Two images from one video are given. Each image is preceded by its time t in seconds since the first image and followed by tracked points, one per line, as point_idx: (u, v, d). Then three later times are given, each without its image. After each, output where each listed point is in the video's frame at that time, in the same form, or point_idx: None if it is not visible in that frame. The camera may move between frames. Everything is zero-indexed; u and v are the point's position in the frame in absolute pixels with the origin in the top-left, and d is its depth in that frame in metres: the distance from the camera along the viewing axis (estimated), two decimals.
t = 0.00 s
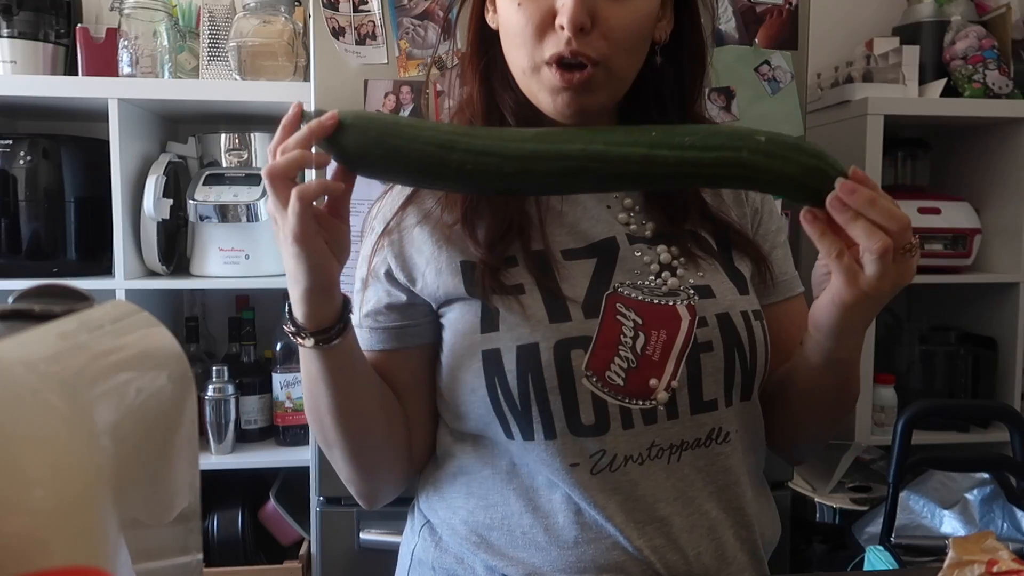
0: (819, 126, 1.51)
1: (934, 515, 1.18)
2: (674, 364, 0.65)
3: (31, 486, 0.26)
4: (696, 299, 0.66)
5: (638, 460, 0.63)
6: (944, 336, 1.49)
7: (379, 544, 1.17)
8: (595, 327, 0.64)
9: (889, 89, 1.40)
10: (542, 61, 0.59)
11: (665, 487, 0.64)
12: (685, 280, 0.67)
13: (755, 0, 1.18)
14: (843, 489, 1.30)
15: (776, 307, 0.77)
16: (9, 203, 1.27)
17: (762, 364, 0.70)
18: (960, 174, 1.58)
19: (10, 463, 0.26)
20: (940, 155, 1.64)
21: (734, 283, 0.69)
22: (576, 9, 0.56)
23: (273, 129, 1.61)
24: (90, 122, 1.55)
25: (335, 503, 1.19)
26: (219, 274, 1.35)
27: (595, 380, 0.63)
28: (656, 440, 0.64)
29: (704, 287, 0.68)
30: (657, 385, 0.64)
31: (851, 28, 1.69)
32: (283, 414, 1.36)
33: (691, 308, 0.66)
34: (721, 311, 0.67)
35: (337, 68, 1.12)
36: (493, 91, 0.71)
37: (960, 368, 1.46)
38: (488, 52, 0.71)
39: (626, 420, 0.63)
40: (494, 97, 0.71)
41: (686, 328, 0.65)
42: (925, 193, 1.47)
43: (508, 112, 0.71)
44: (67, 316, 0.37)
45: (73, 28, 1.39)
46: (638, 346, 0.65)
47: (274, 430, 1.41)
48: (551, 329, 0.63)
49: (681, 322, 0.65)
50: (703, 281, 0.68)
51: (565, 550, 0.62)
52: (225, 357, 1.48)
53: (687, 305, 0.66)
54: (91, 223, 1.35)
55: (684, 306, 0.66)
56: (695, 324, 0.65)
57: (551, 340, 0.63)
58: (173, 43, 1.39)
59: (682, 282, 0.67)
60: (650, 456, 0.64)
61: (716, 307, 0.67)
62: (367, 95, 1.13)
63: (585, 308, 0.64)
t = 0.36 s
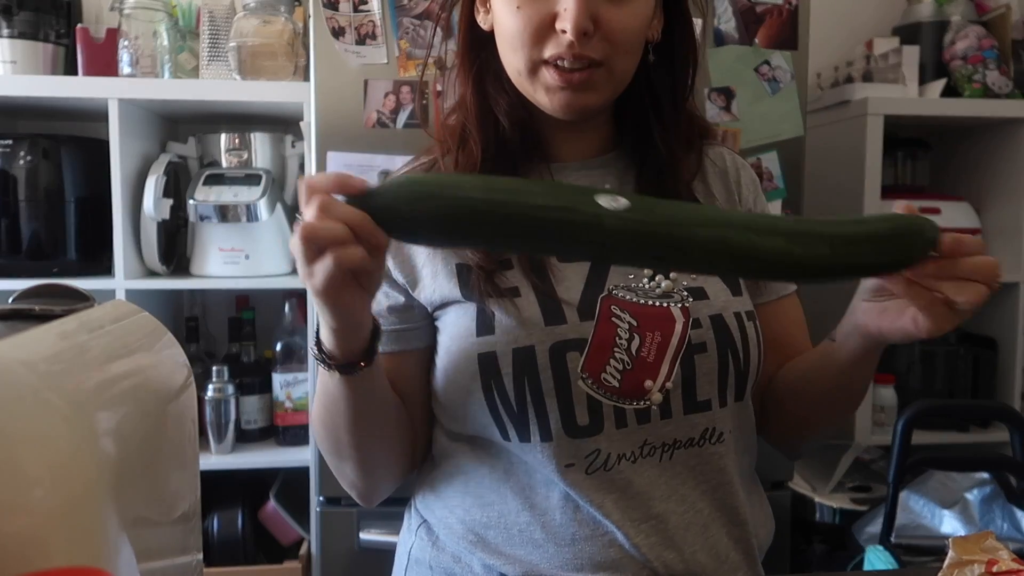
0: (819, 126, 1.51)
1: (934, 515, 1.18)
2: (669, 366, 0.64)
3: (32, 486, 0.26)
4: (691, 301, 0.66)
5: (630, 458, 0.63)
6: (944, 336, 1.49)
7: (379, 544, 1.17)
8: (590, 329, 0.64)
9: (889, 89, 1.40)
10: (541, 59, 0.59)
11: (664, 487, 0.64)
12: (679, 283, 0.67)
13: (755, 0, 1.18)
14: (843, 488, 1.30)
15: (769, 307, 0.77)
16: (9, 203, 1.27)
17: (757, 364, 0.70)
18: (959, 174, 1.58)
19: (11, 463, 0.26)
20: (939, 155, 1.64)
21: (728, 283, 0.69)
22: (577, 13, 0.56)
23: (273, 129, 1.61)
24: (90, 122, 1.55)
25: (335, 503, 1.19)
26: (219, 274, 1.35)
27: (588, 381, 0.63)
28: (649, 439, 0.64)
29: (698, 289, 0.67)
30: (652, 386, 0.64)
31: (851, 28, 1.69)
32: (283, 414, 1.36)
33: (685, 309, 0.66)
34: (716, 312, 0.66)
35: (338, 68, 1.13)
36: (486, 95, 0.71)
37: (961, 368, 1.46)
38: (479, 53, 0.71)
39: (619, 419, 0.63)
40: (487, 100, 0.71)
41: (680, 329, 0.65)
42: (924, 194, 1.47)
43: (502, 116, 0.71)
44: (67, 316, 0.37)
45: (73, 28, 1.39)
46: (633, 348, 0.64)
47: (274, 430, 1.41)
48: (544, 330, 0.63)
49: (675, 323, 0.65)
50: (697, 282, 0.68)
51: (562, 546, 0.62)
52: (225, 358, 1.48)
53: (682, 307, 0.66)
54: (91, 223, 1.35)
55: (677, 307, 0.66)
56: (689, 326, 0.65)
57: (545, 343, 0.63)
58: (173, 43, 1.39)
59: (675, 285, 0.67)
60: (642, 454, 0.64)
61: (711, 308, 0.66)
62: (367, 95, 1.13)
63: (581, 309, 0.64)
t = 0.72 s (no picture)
0: (819, 126, 1.51)
1: (934, 515, 1.19)
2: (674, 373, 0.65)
3: (30, 486, 0.26)
4: (690, 309, 0.67)
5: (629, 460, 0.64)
6: (944, 336, 1.50)
7: (378, 545, 1.16)
8: (597, 340, 0.64)
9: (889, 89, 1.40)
10: (604, 82, 0.62)
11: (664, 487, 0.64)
12: (679, 291, 0.68)
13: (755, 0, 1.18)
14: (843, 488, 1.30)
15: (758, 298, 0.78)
16: (9, 203, 1.27)
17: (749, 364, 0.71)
18: (960, 175, 1.58)
19: (10, 463, 0.26)
20: (940, 156, 1.64)
21: (722, 287, 0.71)
22: (653, 47, 0.61)
23: (273, 129, 1.61)
24: (90, 123, 1.55)
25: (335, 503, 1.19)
26: (219, 274, 1.35)
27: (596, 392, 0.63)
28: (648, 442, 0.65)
29: (695, 296, 0.68)
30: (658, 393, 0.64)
31: (852, 28, 1.69)
32: (283, 414, 1.36)
33: (686, 317, 0.67)
34: (714, 318, 0.68)
35: (338, 69, 1.13)
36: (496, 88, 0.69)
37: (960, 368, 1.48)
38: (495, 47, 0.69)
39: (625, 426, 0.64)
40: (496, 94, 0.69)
41: (682, 337, 0.66)
42: (925, 194, 1.47)
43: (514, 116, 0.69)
44: (66, 315, 0.37)
45: (73, 28, 1.39)
46: (640, 358, 0.65)
47: (274, 430, 1.41)
48: (554, 342, 0.63)
49: (678, 332, 0.66)
50: (693, 289, 0.69)
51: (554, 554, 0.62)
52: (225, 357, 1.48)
53: (682, 315, 0.67)
54: (91, 224, 1.35)
55: (678, 315, 0.66)
56: (691, 333, 0.66)
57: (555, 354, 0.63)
58: (173, 43, 1.39)
59: (675, 293, 0.68)
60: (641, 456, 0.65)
61: (709, 315, 0.68)
62: (367, 95, 1.13)
63: (587, 322, 0.64)
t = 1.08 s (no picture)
0: (819, 126, 1.52)
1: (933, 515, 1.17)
2: (691, 385, 0.65)
3: (31, 486, 0.26)
4: (707, 320, 0.67)
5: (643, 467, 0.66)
6: (944, 336, 1.50)
7: (378, 545, 1.16)
8: (618, 351, 0.64)
9: (889, 89, 1.40)
10: (649, 85, 0.62)
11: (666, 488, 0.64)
12: (696, 300, 0.68)
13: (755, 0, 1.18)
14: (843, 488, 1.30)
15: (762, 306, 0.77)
16: (9, 203, 1.27)
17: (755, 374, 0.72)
18: (959, 175, 1.58)
19: (10, 463, 0.26)
20: (940, 156, 1.64)
21: (735, 297, 0.71)
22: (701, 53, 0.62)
23: (273, 129, 1.61)
24: (90, 123, 1.55)
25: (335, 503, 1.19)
26: (219, 274, 1.35)
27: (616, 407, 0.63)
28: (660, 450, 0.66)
29: (711, 307, 0.69)
30: (675, 406, 0.65)
31: (852, 28, 1.69)
32: (283, 414, 1.36)
33: (703, 329, 0.67)
34: (730, 330, 0.68)
35: (338, 68, 1.13)
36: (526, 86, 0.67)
37: (960, 367, 1.48)
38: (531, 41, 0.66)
39: (641, 436, 0.65)
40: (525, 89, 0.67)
41: (700, 349, 0.66)
42: (925, 194, 1.47)
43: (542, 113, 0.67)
44: (67, 316, 0.37)
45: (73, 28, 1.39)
46: (659, 369, 0.64)
47: (274, 430, 1.41)
48: (574, 352, 0.63)
49: (695, 343, 0.66)
50: (710, 301, 0.69)
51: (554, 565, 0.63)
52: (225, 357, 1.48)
53: (700, 326, 0.67)
54: (91, 223, 1.35)
55: (696, 327, 0.66)
56: (708, 345, 0.66)
57: (577, 366, 0.62)
58: (173, 43, 1.39)
59: (692, 303, 0.68)
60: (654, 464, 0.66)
61: (725, 326, 0.68)
62: (367, 95, 1.13)
63: (607, 333, 0.64)
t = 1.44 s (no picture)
0: (819, 126, 1.52)
1: (933, 515, 1.16)
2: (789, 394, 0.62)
3: (30, 487, 0.26)
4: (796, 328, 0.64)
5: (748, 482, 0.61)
6: (944, 336, 1.49)
7: (378, 545, 1.16)
8: (751, 364, 0.58)
9: (889, 88, 1.40)
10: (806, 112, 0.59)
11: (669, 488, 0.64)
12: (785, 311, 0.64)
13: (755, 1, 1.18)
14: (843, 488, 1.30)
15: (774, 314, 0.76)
16: (9, 203, 1.27)
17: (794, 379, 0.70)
18: (960, 175, 1.58)
19: (10, 463, 0.26)
20: (939, 156, 1.64)
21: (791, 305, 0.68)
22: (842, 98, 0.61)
23: (273, 129, 1.61)
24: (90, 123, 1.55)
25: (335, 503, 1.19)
26: (219, 274, 1.35)
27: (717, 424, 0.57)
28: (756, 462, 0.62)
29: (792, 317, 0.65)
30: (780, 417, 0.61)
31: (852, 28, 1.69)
32: (283, 414, 1.36)
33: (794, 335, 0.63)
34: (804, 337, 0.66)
35: (338, 68, 1.13)
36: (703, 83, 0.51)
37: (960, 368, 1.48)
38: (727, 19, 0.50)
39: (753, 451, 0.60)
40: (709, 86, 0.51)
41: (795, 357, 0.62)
42: (925, 193, 1.47)
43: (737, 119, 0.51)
44: (67, 316, 0.37)
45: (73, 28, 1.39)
46: (774, 382, 0.60)
47: (274, 430, 1.41)
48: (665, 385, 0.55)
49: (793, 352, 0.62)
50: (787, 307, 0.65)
51: None
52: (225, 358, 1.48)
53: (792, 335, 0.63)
54: (91, 223, 1.35)
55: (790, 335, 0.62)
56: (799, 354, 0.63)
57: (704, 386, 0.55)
58: (173, 43, 1.39)
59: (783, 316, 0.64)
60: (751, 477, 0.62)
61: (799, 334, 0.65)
62: (367, 95, 1.13)
63: (743, 343, 0.58)
